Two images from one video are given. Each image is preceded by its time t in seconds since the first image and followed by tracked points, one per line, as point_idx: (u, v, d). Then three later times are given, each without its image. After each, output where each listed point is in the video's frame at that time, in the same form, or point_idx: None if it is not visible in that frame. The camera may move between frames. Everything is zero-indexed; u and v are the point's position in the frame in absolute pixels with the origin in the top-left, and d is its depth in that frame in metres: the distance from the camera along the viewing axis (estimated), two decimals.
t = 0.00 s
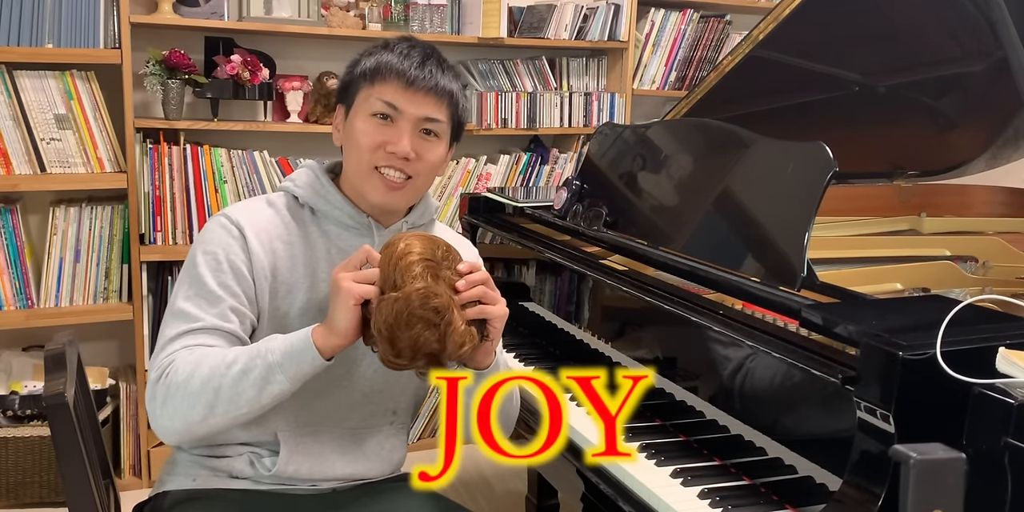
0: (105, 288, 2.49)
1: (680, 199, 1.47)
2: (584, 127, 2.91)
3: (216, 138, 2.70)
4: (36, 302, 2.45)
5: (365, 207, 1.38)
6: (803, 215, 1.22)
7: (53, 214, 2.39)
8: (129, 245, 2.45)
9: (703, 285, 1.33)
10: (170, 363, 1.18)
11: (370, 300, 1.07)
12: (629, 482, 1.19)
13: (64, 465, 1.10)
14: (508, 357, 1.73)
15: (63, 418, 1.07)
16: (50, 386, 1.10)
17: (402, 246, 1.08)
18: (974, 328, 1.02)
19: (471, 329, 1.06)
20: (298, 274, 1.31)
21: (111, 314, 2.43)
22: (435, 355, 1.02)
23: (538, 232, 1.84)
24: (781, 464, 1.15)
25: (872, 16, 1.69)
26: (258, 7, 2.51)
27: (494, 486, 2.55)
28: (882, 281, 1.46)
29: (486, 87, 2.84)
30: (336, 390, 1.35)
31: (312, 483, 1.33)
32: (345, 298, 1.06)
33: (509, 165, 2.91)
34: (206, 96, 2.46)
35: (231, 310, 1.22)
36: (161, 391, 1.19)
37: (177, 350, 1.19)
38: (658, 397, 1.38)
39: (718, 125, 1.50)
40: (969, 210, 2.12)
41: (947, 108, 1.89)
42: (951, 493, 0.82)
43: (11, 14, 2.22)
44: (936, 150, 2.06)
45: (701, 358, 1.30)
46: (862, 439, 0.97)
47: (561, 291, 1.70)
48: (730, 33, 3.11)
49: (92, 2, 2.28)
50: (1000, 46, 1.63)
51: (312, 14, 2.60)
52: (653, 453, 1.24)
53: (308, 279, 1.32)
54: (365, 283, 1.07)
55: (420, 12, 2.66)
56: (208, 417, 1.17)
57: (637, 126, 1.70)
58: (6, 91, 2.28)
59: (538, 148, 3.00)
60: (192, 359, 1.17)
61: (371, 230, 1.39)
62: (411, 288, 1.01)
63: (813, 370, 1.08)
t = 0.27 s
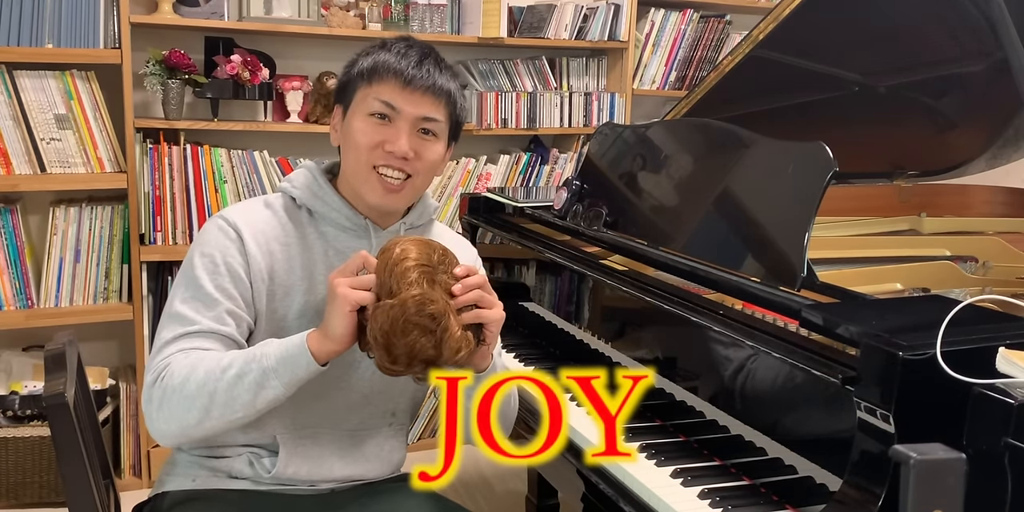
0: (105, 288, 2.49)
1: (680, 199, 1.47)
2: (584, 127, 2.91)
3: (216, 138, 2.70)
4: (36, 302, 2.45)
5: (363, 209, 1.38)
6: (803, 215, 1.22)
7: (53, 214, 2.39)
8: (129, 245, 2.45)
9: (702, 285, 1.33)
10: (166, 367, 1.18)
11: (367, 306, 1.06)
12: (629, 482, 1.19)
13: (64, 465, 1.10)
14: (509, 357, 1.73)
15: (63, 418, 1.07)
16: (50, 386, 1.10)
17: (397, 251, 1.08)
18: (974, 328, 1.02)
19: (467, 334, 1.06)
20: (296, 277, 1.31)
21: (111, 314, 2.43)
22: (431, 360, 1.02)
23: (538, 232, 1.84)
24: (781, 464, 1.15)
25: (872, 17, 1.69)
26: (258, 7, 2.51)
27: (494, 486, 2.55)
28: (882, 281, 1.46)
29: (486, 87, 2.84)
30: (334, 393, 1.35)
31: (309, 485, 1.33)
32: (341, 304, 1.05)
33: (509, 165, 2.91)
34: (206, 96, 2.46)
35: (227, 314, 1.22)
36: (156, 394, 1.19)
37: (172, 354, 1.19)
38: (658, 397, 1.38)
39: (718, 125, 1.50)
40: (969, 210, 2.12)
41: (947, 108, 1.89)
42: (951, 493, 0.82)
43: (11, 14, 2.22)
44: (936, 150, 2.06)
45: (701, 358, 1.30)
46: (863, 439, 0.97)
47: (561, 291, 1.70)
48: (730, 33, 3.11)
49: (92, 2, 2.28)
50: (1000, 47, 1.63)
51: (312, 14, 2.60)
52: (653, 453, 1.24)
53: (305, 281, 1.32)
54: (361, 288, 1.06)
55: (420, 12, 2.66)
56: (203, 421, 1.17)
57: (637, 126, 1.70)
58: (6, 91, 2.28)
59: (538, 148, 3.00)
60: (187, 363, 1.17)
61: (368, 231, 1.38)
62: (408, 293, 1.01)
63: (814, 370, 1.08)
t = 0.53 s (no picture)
0: (105, 288, 2.49)
1: (680, 199, 1.47)
2: (584, 127, 2.91)
3: (216, 138, 2.70)
4: (36, 302, 2.45)
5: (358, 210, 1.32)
6: (803, 215, 1.22)
7: (54, 214, 2.40)
8: (129, 245, 2.45)
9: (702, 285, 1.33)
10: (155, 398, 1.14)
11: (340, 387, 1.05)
12: (628, 482, 1.19)
13: (64, 465, 1.10)
14: (509, 357, 1.73)
15: (63, 418, 1.07)
16: (50, 386, 1.10)
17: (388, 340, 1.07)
18: (973, 328, 1.02)
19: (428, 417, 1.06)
20: (291, 285, 1.28)
21: (111, 314, 2.43)
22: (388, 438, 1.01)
23: (538, 232, 1.84)
24: (781, 464, 1.15)
25: (872, 16, 1.69)
26: (258, 7, 2.51)
27: (494, 486, 2.55)
28: (883, 281, 1.46)
29: (486, 87, 2.84)
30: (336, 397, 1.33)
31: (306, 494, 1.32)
32: (348, 417, 0.98)
33: (509, 165, 2.91)
34: (206, 96, 2.46)
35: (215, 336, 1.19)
36: (142, 422, 1.15)
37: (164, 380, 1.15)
38: (658, 397, 1.38)
39: (718, 125, 1.50)
40: (969, 210, 2.12)
41: (947, 108, 1.89)
42: (951, 493, 0.82)
43: (11, 15, 2.22)
44: (936, 150, 2.06)
45: (701, 358, 1.30)
46: (863, 439, 0.97)
47: (561, 291, 1.70)
48: (730, 33, 3.11)
49: (92, 2, 2.28)
50: (1000, 46, 1.63)
51: (312, 14, 2.60)
52: (653, 453, 1.24)
53: (301, 288, 1.28)
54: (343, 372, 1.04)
55: (420, 12, 2.67)
56: (186, 457, 1.13)
57: (637, 126, 1.70)
58: (6, 92, 2.28)
59: (538, 148, 3.00)
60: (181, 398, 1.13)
61: (364, 234, 1.32)
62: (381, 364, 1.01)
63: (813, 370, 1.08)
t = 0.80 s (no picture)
0: (105, 288, 2.49)
1: (680, 199, 1.47)
2: (584, 127, 2.91)
3: (216, 138, 2.70)
4: (36, 302, 2.45)
5: (376, 219, 1.35)
6: (803, 214, 1.22)
7: (53, 214, 2.40)
8: (129, 245, 2.45)
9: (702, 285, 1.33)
10: (121, 401, 1.20)
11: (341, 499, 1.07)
12: (628, 482, 1.19)
13: (64, 466, 1.10)
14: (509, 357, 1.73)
15: (63, 418, 1.07)
16: (50, 386, 1.10)
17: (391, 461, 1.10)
18: (973, 328, 1.02)
19: None
20: (291, 287, 1.29)
21: (111, 314, 2.43)
22: None
23: (539, 232, 1.84)
24: (781, 464, 1.15)
25: (873, 16, 1.69)
26: (258, 7, 2.51)
27: (494, 487, 2.55)
28: (882, 281, 1.46)
29: (486, 87, 2.84)
30: (328, 401, 1.33)
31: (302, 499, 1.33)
32: None
33: (509, 165, 2.91)
34: (206, 96, 2.46)
35: (195, 330, 1.23)
36: (111, 400, 1.21)
37: (133, 378, 1.20)
38: (658, 397, 1.38)
39: (718, 125, 1.50)
40: (969, 210, 2.12)
41: (947, 108, 1.89)
42: (951, 493, 0.82)
43: (11, 15, 2.22)
44: (936, 150, 2.06)
45: (701, 357, 1.30)
46: (862, 439, 0.97)
47: (561, 291, 1.70)
48: (730, 33, 3.10)
49: (92, 2, 2.28)
50: (1000, 47, 1.63)
51: (312, 14, 2.60)
52: (653, 453, 1.24)
53: (303, 290, 1.30)
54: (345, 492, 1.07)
55: (420, 12, 2.67)
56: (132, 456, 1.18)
57: (637, 126, 1.70)
58: (6, 91, 2.28)
59: (538, 148, 3.00)
60: (147, 408, 1.18)
61: (376, 243, 1.34)
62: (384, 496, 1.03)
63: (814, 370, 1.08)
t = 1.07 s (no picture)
0: (105, 288, 2.49)
1: (681, 198, 1.47)
2: (584, 127, 2.91)
3: (216, 138, 2.70)
4: (36, 302, 2.45)
5: (376, 216, 1.35)
6: (803, 214, 1.22)
7: (53, 213, 2.40)
8: (129, 245, 2.45)
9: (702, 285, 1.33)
10: (122, 396, 1.21)
11: None
12: (628, 482, 1.19)
13: (64, 466, 1.10)
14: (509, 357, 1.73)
15: (62, 419, 1.07)
16: (50, 386, 1.10)
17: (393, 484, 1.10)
18: (973, 328, 1.02)
19: None
20: (292, 282, 1.29)
21: (111, 314, 2.43)
22: None
23: (538, 232, 1.84)
24: (781, 464, 1.15)
25: (872, 16, 1.69)
26: (258, 7, 2.51)
27: (494, 487, 2.55)
28: (883, 281, 1.46)
29: (486, 87, 2.84)
30: (328, 398, 1.33)
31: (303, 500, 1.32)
32: None
33: (509, 165, 2.91)
34: (206, 96, 2.46)
35: (197, 324, 1.24)
36: (112, 396, 1.22)
37: (135, 373, 1.21)
38: (658, 397, 1.38)
39: (718, 125, 1.50)
40: (969, 210, 2.12)
41: (947, 109, 1.89)
42: (951, 493, 0.82)
43: (11, 15, 2.22)
44: (936, 150, 2.06)
45: (701, 357, 1.30)
46: (862, 439, 0.97)
47: (561, 291, 1.70)
48: (730, 33, 3.10)
49: (92, 2, 2.28)
50: (1000, 46, 1.63)
51: (312, 14, 2.60)
52: (653, 453, 1.24)
53: (303, 286, 1.30)
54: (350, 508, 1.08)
55: (420, 12, 2.67)
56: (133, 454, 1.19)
57: (637, 126, 1.70)
58: (6, 91, 2.28)
59: (538, 148, 3.00)
60: (147, 403, 1.19)
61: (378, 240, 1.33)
62: None
63: (814, 370, 1.08)
